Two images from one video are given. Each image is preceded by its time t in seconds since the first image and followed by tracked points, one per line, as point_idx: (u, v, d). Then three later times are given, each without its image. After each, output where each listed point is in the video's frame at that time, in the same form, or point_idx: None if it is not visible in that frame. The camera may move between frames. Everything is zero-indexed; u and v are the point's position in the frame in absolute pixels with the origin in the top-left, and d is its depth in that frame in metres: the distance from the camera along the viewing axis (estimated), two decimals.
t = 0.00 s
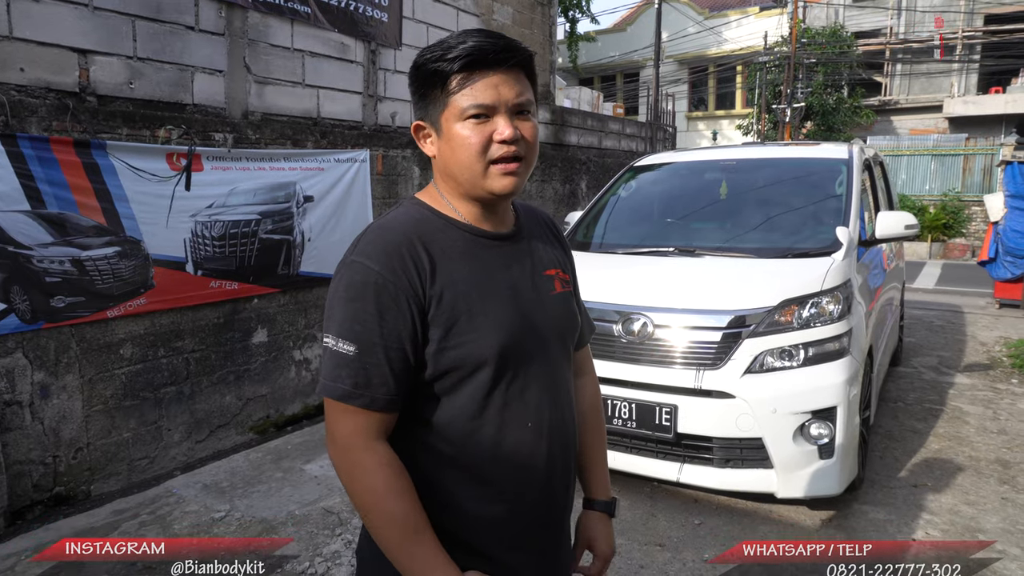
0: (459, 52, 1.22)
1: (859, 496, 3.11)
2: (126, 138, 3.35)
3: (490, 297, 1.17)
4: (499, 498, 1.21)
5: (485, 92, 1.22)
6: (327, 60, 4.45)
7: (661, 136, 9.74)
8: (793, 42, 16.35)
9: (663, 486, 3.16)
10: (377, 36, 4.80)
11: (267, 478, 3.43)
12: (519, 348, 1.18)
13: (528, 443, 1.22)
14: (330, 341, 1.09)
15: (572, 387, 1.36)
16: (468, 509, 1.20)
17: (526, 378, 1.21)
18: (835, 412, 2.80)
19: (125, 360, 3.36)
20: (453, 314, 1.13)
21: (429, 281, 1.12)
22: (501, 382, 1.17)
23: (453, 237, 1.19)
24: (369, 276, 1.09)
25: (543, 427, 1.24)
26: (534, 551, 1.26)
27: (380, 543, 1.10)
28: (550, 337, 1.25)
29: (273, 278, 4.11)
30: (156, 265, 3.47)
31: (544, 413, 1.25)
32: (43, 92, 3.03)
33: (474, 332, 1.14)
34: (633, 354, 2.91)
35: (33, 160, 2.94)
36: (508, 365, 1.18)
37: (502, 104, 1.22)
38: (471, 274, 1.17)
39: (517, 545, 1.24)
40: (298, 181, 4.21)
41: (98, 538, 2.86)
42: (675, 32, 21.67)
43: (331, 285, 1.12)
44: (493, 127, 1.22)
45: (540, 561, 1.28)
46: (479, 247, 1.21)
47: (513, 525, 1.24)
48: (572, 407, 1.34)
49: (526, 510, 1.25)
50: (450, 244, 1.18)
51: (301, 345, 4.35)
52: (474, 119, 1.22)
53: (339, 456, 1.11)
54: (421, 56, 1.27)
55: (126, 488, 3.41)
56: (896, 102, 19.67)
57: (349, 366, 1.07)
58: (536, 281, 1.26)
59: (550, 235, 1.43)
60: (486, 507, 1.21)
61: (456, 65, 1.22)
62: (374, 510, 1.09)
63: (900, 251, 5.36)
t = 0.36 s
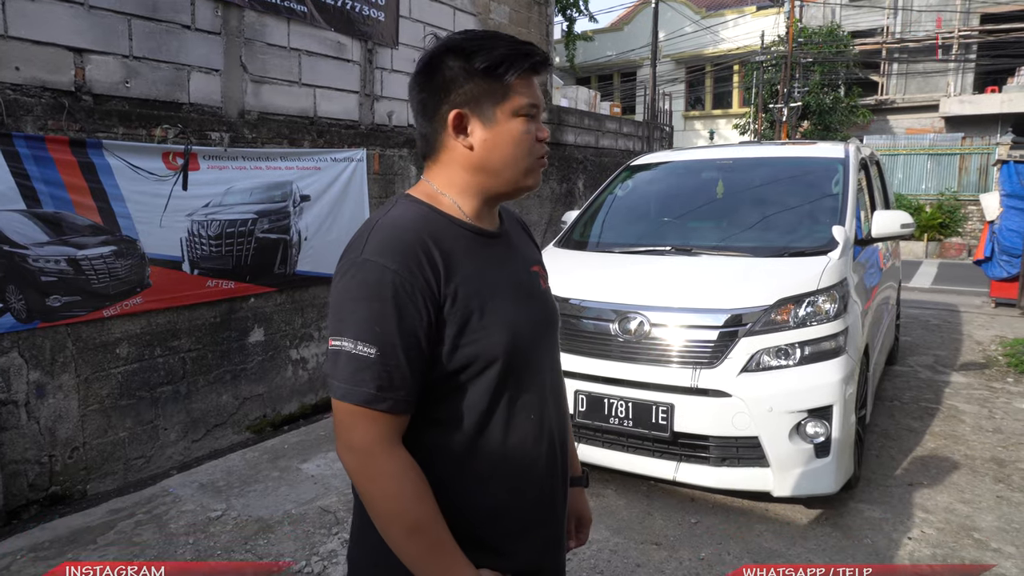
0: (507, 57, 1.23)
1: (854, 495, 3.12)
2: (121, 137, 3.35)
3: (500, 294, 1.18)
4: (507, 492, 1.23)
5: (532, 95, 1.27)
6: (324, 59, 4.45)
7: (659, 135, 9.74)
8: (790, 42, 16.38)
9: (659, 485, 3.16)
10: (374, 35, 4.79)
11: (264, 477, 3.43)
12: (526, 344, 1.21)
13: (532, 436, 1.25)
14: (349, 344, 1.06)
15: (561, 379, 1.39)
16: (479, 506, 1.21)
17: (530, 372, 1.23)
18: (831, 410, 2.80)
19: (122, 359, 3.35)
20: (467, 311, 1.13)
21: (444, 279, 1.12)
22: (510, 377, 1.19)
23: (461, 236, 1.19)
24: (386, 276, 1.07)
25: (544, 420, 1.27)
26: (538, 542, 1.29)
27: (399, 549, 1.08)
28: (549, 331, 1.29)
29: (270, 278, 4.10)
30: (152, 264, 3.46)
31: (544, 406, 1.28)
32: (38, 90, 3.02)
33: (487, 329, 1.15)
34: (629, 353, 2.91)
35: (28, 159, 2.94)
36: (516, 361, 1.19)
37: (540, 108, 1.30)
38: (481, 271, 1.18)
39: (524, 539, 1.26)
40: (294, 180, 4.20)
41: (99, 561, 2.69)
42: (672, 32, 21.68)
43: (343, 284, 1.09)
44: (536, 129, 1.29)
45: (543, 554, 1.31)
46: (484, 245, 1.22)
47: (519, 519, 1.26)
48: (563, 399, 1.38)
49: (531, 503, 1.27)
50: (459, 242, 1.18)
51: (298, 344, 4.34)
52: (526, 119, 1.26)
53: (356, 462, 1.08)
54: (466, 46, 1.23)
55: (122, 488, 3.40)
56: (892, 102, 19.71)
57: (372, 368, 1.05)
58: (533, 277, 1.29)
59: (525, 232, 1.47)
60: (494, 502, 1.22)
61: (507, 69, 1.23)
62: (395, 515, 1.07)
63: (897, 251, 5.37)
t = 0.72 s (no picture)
0: (535, 70, 1.28)
1: (851, 494, 3.13)
2: (117, 136, 3.34)
3: (507, 290, 1.19)
4: (513, 486, 1.23)
5: (543, 112, 1.33)
6: (321, 58, 4.44)
7: (656, 135, 9.74)
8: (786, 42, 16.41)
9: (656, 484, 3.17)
10: (370, 33, 4.79)
11: (261, 477, 3.42)
12: (530, 339, 1.22)
13: (535, 430, 1.26)
14: (366, 341, 1.05)
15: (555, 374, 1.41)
16: (486, 501, 1.21)
17: (533, 368, 1.24)
18: (828, 409, 2.81)
19: (118, 359, 3.34)
20: (478, 307, 1.13)
21: (454, 275, 1.12)
22: (517, 372, 1.20)
23: (468, 232, 1.20)
24: (401, 272, 1.07)
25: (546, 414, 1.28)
26: (541, 535, 1.30)
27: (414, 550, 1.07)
28: (546, 326, 1.30)
29: (266, 277, 4.10)
30: (148, 263, 3.45)
31: (545, 400, 1.29)
32: (33, 89, 3.01)
33: (497, 324, 1.15)
34: (626, 352, 2.91)
35: (23, 158, 2.93)
36: (522, 356, 1.20)
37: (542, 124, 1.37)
38: (488, 267, 1.18)
39: (528, 532, 1.27)
40: (291, 179, 4.20)
41: None
42: (669, 31, 21.69)
43: (355, 280, 1.08)
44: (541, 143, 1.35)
45: (544, 547, 1.32)
46: (487, 243, 1.23)
47: (524, 513, 1.26)
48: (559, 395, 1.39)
49: (535, 497, 1.28)
50: (466, 239, 1.18)
51: (295, 343, 4.33)
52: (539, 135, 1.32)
53: (373, 462, 1.06)
54: (504, 54, 1.24)
55: (119, 487, 3.39)
56: (888, 101, 19.75)
57: (391, 366, 1.04)
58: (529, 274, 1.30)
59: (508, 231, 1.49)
60: (501, 497, 1.22)
61: (530, 83, 1.27)
62: (412, 516, 1.06)
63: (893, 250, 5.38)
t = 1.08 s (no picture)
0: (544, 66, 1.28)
1: (861, 493, 3.11)
2: (125, 139, 3.36)
3: (518, 286, 1.19)
4: (528, 483, 1.23)
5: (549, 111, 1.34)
6: (326, 60, 4.45)
7: (661, 135, 9.72)
8: (793, 41, 16.36)
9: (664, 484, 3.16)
10: (376, 35, 4.80)
11: (270, 478, 3.43)
12: (541, 334, 1.22)
13: (548, 427, 1.25)
14: (380, 340, 1.05)
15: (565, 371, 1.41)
16: (501, 499, 1.21)
17: (545, 364, 1.24)
18: (837, 409, 2.79)
19: (127, 360, 3.36)
20: (490, 303, 1.13)
21: (466, 271, 1.12)
22: (530, 368, 1.20)
23: (478, 230, 1.20)
24: (413, 270, 1.07)
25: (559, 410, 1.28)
26: (557, 532, 1.30)
27: (430, 550, 1.07)
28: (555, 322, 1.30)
29: (274, 278, 4.11)
30: (157, 266, 3.47)
31: (558, 396, 1.29)
32: (42, 93, 3.03)
33: (510, 321, 1.15)
34: (634, 352, 2.91)
35: (32, 162, 2.94)
36: (535, 351, 1.20)
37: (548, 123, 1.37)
38: (498, 263, 1.18)
39: (544, 530, 1.27)
40: (298, 181, 4.21)
41: None
42: (674, 31, 21.65)
43: (367, 279, 1.08)
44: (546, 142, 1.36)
45: (559, 546, 1.32)
46: (496, 241, 1.23)
47: (540, 510, 1.26)
48: (569, 392, 1.39)
49: (551, 494, 1.28)
50: (476, 236, 1.18)
51: (303, 345, 4.34)
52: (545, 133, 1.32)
53: (387, 462, 1.06)
54: (513, 52, 1.24)
55: (128, 489, 3.41)
56: (895, 99, 19.65)
57: (406, 364, 1.04)
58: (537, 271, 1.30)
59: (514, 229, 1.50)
60: (516, 493, 1.22)
61: (538, 83, 1.27)
62: (427, 517, 1.05)
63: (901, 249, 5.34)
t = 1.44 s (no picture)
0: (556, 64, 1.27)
1: (868, 495, 3.10)
2: (131, 140, 3.37)
3: (526, 288, 1.18)
4: (537, 487, 1.23)
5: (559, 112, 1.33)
6: (332, 61, 4.46)
7: (666, 135, 9.70)
8: (798, 40, 16.32)
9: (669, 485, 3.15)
10: (381, 36, 4.80)
11: (275, 478, 3.44)
12: (551, 337, 1.21)
13: (559, 430, 1.25)
14: (384, 345, 1.05)
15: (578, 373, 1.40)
16: (511, 501, 1.21)
17: (556, 366, 1.23)
18: (843, 410, 2.78)
19: (133, 361, 3.37)
20: (498, 306, 1.13)
21: (473, 274, 1.12)
22: (539, 371, 1.19)
23: (485, 232, 1.19)
24: (418, 274, 1.06)
25: (570, 413, 1.27)
26: (567, 535, 1.30)
27: (435, 555, 1.07)
28: (566, 324, 1.29)
29: (279, 279, 4.11)
30: (163, 266, 3.48)
31: (570, 399, 1.28)
32: (49, 94, 3.04)
33: (517, 324, 1.15)
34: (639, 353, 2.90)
35: (39, 162, 2.95)
36: (545, 354, 1.19)
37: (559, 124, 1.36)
38: (507, 266, 1.18)
39: (554, 533, 1.27)
40: (303, 182, 4.22)
41: None
42: (679, 30, 21.61)
43: (372, 283, 1.08)
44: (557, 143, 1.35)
45: (569, 548, 1.31)
46: (506, 243, 1.23)
47: (550, 513, 1.26)
48: (583, 394, 1.38)
49: (561, 497, 1.27)
50: (484, 238, 1.18)
51: (308, 345, 4.35)
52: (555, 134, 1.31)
53: (392, 466, 1.06)
54: (523, 52, 1.24)
55: (135, 488, 3.42)
56: (902, 99, 19.57)
57: (410, 369, 1.04)
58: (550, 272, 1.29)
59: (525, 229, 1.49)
60: (525, 497, 1.22)
61: (549, 83, 1.27)
62: (432, 521, 1.05)
63: (908, 249, 5.32)
